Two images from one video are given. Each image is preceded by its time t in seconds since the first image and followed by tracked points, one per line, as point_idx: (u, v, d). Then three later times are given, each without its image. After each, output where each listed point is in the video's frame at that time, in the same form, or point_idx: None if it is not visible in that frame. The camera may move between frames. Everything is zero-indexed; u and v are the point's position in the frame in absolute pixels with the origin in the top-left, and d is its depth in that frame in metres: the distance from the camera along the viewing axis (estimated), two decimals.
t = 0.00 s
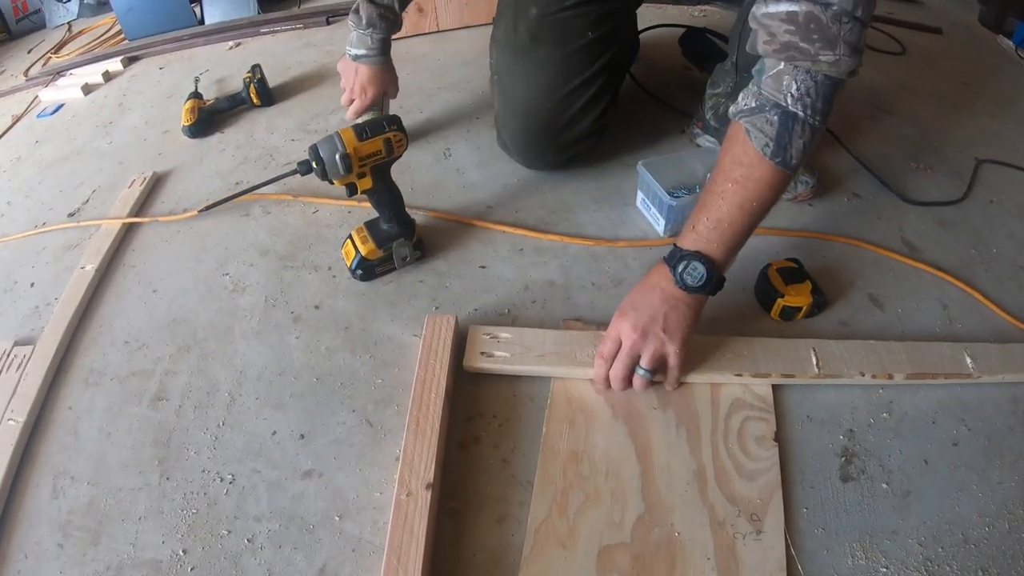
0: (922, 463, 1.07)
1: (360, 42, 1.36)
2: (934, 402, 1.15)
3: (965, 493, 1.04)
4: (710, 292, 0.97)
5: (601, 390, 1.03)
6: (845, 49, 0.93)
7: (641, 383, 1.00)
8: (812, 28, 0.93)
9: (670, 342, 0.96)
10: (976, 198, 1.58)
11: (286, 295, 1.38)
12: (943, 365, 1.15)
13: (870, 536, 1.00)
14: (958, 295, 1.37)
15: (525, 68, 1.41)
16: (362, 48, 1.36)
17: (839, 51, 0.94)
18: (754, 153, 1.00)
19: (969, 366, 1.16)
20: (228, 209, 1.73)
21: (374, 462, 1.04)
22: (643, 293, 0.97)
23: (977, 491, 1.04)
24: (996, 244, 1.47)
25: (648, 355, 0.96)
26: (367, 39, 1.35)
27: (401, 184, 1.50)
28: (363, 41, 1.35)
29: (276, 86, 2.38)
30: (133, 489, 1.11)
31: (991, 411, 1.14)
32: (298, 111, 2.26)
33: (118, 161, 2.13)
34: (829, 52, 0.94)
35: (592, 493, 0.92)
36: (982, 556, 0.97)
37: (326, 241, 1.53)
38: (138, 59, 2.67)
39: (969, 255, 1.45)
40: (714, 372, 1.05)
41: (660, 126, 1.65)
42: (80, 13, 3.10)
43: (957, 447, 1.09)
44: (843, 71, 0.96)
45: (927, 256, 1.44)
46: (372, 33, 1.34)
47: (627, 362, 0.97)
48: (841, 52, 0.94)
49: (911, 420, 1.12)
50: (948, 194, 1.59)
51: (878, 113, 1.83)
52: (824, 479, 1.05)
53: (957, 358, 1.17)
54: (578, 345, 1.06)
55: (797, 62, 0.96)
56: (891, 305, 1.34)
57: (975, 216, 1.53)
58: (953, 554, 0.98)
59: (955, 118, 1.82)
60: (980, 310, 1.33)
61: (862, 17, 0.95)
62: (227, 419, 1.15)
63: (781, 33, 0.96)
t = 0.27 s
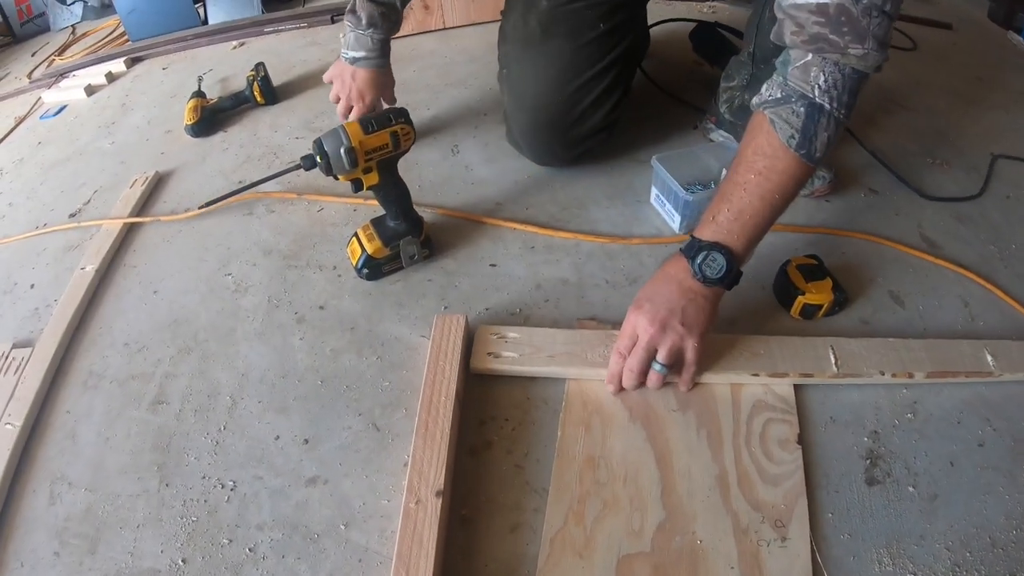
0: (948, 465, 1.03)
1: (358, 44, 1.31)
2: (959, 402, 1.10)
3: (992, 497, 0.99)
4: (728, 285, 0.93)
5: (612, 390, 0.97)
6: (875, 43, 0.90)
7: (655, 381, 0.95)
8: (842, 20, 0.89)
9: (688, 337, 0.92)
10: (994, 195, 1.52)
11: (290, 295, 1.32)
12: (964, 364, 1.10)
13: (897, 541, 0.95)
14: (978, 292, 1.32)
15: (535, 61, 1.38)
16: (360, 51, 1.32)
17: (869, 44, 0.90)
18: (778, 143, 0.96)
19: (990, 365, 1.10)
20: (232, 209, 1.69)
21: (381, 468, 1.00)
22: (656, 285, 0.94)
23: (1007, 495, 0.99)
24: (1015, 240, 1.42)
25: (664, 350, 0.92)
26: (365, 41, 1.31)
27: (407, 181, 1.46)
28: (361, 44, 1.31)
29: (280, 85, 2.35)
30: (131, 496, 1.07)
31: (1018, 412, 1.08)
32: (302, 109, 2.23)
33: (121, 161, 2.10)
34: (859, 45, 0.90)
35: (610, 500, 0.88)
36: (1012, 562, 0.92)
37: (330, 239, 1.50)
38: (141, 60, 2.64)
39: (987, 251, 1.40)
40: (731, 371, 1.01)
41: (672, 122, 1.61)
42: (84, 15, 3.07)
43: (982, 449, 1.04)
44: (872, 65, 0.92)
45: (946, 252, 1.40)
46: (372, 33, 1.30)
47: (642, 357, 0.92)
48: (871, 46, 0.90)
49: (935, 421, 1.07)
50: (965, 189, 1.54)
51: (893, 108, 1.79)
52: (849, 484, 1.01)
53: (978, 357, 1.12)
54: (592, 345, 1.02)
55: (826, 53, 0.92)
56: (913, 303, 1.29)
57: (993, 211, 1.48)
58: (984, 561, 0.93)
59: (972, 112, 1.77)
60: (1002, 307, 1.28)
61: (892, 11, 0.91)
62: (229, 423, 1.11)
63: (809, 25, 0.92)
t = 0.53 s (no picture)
0: (969, 463, 0.99)
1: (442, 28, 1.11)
2: (980, 398, 1.06)
3: (1016, 496, 0.95)
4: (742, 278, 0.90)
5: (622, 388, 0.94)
6: (895, 32, 0.87)
7: (668, 378, 0.91)
8: (862, 8, 0.86)
9: (702, 332, 0.89)
10: (1008, 187, 1.49)
11: (292, 291, 1.28)
12: (984, 359, 1.06)
13: (919, 541, 0.91)
14: (995, 287, 1.28)
15: (543, 52, 1.33)
16: (448, 30, 1.10)
17: (888, 33, 0.87)
18: (795, 132, 0.91)
19: (1009, 360, 1.07)
20: (234, 205, 1.66)
21: (385, 468, 0.96)
22: (667, 277, 0.92)
23: None
24: None
25: (677, 346, 0.88)
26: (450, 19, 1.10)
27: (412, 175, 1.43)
28: (448, 25, 1.10)
29: (283, 81, 2.32)
30: (127, 497, 1.03)
31: None
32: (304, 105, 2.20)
33: (122, 158, 2.07)
34: (878, 33, 0.87)
35: (624, 501, 0.84)
36: None
37: (331, 232, 1.46)
38: (143, 59, 2.61)
39: (1003, 244, 1.36)
40: (746, 368, 0.97)
41: (682, 116, 1.58)
42: (87, 15, 3.04)
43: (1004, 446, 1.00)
44: (891, 55, 0.88)
45: (961, 246, 1.36)
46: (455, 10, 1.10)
47: (655, 353, 0.89)
48: (890, 34, 0.87)
49: (957, 417, 1.03)
50: (977, 183, 1.50)
51: (904, 102, 1.76)
52: (869, 483, 0.97)
53: (997, 352, 1.08)
54: (603, 340, 0.98)
55: (846, 41, 0.88)
56: (929, 297, 1.25)
57: (1007, 205, 1.44)
58: (1010, 563, 0.89)
59: (986, 106, 1.73)
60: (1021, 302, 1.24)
61: (908, 2, 0.89)
62: (228, 422, 1.07)
63: (828, 12, 0.88)
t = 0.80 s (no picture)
0: (996, 466, 0.94)
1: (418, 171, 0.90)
2: (1006, 398, 1.01)
3: None
4: (759, 266, 0.86)
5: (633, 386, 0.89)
6: (920, 11, 0.81)
7: (685, 375, 0.87)
8: None
9: (721, 323, 0.84)
10: None
11: (291, 284, 1.22)
12: (1010, 358, 1.01)
13: (945, 548, 0.86)
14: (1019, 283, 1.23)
15: (552, 41, 1.28)
16: (423, 140, 0.89)
17: (914, 13, 0.81)
18: (817, 114, 0.84)
19: None
20: (234, 197, 1.62)
21: (386, 469, 0.92)
22: (684, 268, 0.88)
23: None
24: None
25: (695, 338, 0.84)
26: (435, 111, 0.88)
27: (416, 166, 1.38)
28: (425, 133, 0.88)
29: (286, 73, 2.27)
30: (117, 496, 0.99)
31: None
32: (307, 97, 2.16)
33: (121, 151, 2.03)
34: (903, 12, 0.81)
35: (639, 505, 0.80)
36: None
37: (332, 224, 1.42)
38: (146, 53, 2.57)
39: None
40: (763, 366, 0.91)
41: (694, 107, 1.52)
42: (91, 11, 3.01)
43: None
44: (915, 36, 0.83)
45: (982, 241, 1.31)
46: (445, 108, 0.87)
47: (671, 346, 0.84)
48: (916, 14, 0.81)
49: (981, 418, 0.98)
50: (995, 179, 1.45)
51: (921, 95, 1.71)
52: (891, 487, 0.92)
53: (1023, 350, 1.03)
54: (614, 335, 0.93)
55: (869, 20, 0.82)
56: (951, 293, 1.20)
57: None
58: None
59: (1005, 101, 1.68)
60: None
61: None
62: (222, 419, 1.03)
63: None
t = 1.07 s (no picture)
0: (1014, 479, 0.90)
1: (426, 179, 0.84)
2: None
3: None
4: (768, 271, 0.83)
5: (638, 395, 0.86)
6: (948, 16, 0.77)
7: (691, 382, 0.84)
8: None
9: (728, 330, 0.81)
10: None
11: (288, 285, 1.19)
12: None
13: (962, 565, 0.82)
14: None
15: (559, 38, 1.25)
16: (434, 147, 0.82)
17: (940, 17, 0.77)
18: (835, 117, 0.81)
19: None
20: (232, 195, 1.59)
21: (382, 478, 0.88)
22: (692, 269, 0.84)
23: None
24: None
25: (701, 345, 0.80)
26: (447, 120, 0.82)
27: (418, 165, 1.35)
28: (435, 140, 0.82)
29: (288, 70, 2.24)
30: (107, 502, 0.96)
31: None
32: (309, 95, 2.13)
33: (121, 148, 2.00)
34: (929, 17, 0.77)
35: (646, 519, 0.76)
36: None
37: (332, 224, 1.38)
38: (149, 50, 2.54)
39: None
40: (775, 375, 0.88)
41: (702, 107, 1.49)
42: (96, 9, 2.98)
43: None
44: (941, 42, 0.78)
45: (997, 247, 1.27)
46: (458, 115, 0.82)
47: (676, 352, 0.81)
48: (942, 19, 0.77)
49: (999, 429, 0.94)
50: (1009, 183, 1.41)
51: (933, 98, 1.67)
52: (905, 501, 0.88)
53: None
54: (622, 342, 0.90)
55: (893, 24, 0.78)
56: (966, 300, 1.16)
57: None
58: None
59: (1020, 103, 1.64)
60: None
61: None
62: (215, 424, 1.00)
63: None
